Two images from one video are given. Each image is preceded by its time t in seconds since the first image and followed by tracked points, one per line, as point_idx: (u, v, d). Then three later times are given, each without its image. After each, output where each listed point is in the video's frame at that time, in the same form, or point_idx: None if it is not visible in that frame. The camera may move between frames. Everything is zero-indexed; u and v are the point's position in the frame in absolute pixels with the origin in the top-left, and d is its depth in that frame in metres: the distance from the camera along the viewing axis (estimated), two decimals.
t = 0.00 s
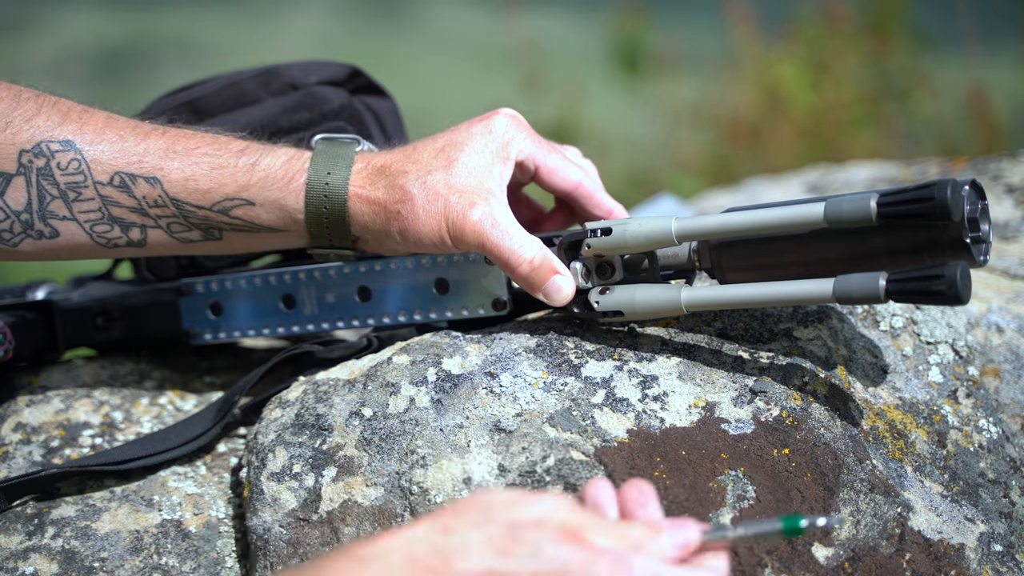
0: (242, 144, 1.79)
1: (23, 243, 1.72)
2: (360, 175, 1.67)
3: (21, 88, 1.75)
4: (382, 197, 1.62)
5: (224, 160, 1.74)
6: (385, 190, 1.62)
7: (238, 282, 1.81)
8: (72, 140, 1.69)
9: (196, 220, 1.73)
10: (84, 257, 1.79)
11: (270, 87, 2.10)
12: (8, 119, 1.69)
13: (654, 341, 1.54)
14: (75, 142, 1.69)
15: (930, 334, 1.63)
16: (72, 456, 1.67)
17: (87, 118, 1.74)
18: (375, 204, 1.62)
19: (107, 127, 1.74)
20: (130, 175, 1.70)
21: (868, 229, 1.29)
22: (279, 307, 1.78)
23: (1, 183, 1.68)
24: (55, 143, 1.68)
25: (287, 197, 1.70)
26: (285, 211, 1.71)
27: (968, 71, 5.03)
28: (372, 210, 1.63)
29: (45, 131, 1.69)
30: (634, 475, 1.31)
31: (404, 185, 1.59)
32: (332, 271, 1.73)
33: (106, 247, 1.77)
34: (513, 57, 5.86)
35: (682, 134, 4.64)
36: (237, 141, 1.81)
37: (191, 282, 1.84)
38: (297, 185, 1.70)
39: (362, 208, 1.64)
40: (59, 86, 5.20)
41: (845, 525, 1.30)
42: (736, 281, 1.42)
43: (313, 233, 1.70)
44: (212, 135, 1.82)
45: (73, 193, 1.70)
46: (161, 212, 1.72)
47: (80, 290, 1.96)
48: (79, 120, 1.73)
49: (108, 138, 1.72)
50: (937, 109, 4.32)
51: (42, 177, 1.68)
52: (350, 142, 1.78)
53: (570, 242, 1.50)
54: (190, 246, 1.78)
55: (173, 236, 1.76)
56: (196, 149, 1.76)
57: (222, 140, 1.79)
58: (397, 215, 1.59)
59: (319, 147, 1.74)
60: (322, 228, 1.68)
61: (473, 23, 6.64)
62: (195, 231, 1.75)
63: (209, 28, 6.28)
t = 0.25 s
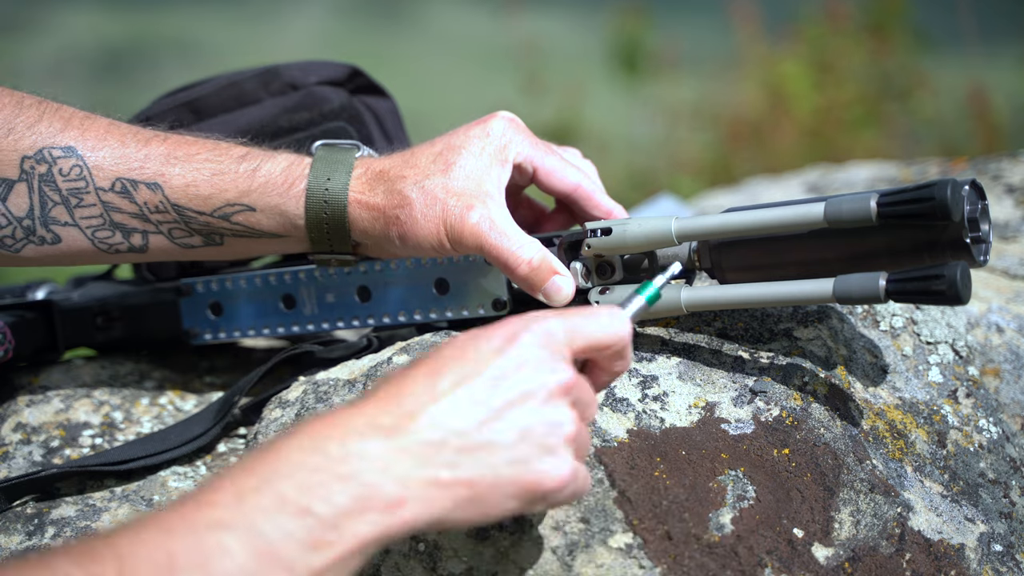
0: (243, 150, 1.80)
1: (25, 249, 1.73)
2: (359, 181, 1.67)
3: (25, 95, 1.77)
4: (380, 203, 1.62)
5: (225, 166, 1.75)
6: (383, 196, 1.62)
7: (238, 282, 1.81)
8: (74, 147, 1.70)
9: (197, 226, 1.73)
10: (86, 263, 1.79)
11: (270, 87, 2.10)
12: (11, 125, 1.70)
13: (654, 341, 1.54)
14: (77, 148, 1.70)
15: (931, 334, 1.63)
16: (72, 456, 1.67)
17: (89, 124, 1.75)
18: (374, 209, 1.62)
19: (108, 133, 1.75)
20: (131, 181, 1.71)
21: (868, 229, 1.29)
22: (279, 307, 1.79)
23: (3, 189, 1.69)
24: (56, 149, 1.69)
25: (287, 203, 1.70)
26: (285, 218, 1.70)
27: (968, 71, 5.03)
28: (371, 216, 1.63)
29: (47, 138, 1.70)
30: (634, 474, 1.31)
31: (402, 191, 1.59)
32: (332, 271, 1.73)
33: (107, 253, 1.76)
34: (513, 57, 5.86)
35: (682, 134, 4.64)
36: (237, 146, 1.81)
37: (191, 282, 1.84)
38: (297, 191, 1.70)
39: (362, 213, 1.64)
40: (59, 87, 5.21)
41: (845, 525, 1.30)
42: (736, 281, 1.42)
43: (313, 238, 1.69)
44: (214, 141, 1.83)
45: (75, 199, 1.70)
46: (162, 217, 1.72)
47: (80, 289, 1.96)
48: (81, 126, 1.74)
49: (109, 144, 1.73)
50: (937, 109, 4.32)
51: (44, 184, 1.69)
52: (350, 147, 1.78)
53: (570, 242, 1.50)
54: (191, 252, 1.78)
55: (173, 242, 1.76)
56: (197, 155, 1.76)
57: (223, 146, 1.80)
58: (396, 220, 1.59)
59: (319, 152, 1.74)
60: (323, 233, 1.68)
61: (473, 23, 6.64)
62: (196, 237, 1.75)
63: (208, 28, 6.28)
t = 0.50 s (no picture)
0: (243, 152, 1.80)
1: (25, 253, 1.73)
2: (359, 183, 1.67)
3: (25, 99, 1.78)
4: (380, 205, 1.62)
5: (224, 169, 1.75)
6: (382, 198, 1.62)
7: (238, 282, 1.81)
8: (74, 150, 1.71)
9: (197, 229, 1.73)
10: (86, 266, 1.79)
11: (270, 87, 2.10)
12: (11, 129, 1.71)
13: (654, 341, 1.54)
14: (77, 151, 1.71)
15: (930, 334, 1.63)
16: (72, 456, 1.67)
17: (89, 128, 1.76)
18: (373, 212, 1.62)
19: (109, 136, 1.75)
20: (131, 184, 1.71)
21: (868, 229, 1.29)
22: (279, 307, 1.79)
23: (3, 193, 1.69)
24: (56, 152, 1.70)
25: (287, 206, 1.70)
26: (285, 220, 1.70)
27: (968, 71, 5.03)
28: (371, 218, 1.63)
29: (47, 141, 1.71)
30: (634, 474, 1.31)
31: (401, 193, 1.59)
32: (332, 271, 1.73)
33: (107, 256, 1.76)
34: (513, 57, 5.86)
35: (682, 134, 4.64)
36: (237, 149, 1.81)
37: (191, 282, 1.83)
38: (297, 194, 1.70)
39: (361, 216, 1.64)
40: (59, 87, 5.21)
41: (845, 525, 1.30)
42: (736, 281, 1.42)
43: (313, 241, 1.70)
44: (214, 144, 1.83)
45: (75, 202, 1.70)
46: (163, 220, 1.73)
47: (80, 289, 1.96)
48: (81, 130, 1.75)
49: (109, 147, 1.73)
50: (937, 110, 4.32)
51: (44, 187, 1.69)
52: (350, 150, 1.78)
53: (570, 242, 1.50)
54: (192, 255, 1.78)
55: (174, 245, 1.76)
56: (197, 157, 1.76)
57: (223, 149, 1.80)
58: (395, 222, 1.59)
59: (319, 155, 1.74)
60: (323, 236, 1.68)
61: (473, 22, 6.64)
62: (196, 240, 1.75)
63: (208, 28, 6.28)
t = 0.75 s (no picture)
0: (242, 154, 1.80)
1: (25, 255, 1.73)
2: (359, 184, 1.67)
3: (25, 102, 1.78)
4: (380, 205, 1.62)
5: (224, 170, 1.75)
6: (382, 199, 1.62)
7: (238, 282, 1.81)
8: (74, 152, 1.71)
9: (197, 230, 1.73)
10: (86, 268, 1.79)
11: (270, 87, 2.10)
12: (11, 131, 1.71)
13: (654, 341, 1.54)
14: (77, 154, 1.71)
15: (930, 334, 1.63)
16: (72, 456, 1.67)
17: (89, 130, 1.76)
18: (373, 212, 1.63)
19: (109, 138, 1.75)
20: (131, 185, 1.71)
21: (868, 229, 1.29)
22: (279, 307, 1.79)
23: (4, 195, 1.70)
24: (57, 154, 1.70)
25: (287, 207, 1.70)
26: (285, 221, 1.70)
27: (968, 71, 5.03)
28: (371, 219, 1.63)
29: (46, 144, 1.71)
30: (634, 475, 1.31)
31: (401, 193, 1.59)
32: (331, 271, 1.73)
33: (107, 258, 1.76)
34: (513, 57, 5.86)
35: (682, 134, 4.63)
36: (237, 151, 1.81)
37: (191, 282, 1.83)
38: (297, 195, 1.70)
39: (361, 216, 1.64)
40: (59, 88, 5.21)
41: (845, 525, 1.30)
42: (736, 281, 1.42)
43: (313, 244, 1.69)
44: (214, 146, 1.83)
45: (75, 204, 1.71)
46: (162, 222, 1.72)
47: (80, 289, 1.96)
48: (81, 132, 1.75)
49: (109, 149, 1.73)
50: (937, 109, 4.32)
51: (44, 188, 1.69)
52: (347, 151, 1.77)
53: (570, 242, 1.49)
54: (192, 256, 1.77)
55: (174, 247, 1.76)
56: (196, 159, 1.76)
57: (222, 150, 1.80)
58: (395, 223, 1.59)
59: (318, 157, 1.74)
60: (323, 237, 1.68)
61: (473, 22, 6.64)
62: (196, 241, 1.75)
63: (208, 28, 6.28)
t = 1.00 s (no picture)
0: (242, 154, 1.80)
1: (25, 255, 1.73)
2: (358, 184, 1.67)
3: (25, 103, 1.78)
4: (379, 206, 1.62)
5: (224, 170, 1.75)
6: (382, 199, 1.62)
7: (238, 282, 1.81)
8: (74, 152, 1.71)
9: (196, 231, 1.73)
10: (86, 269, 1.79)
11: (270, 87, 2.10)
12: (11, 132, 1.71)
13: (654, 341, 1.54)
14: (77, 154, 1.71)
15: (930, 334, 1.63)
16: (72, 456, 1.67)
17: (89, 131, 1.76)
18: (373, 212, 1.63)
19: (109, 138, 1.75)
20: (131, 186, 1.71)
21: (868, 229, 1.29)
22: (279, 307, 1.79)
23: (4, 195, 1.70)
24: (56, 154, 1.70)
25: (286, 207, 1.70)
26: (284, 222, 1.70)
27: (968, 71, 5.03)
28: (371, 219, 1.63)
29: (46, 144, 1.71)
30: (634, 475, 1.31)
31: (400, 194, 1.59)
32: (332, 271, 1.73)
33: (107, 258, 1.76)
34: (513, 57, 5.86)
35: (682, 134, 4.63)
36: (237, 151, 1.81)
37: (191, 282, 1.83)
38: (297, 196, 1.70)
39: (361, 217, 1.64)
40: (60, 88, 5.22)
41: (845, 525, 1.30)
42: (735, 281, 1.42)
43: (313, 244, 1.69)
44: (213, 146, 1.83)
45: (75, 205, 1.71)
46: (162, 222, 1.72)
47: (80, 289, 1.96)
48: (81, 133, 1.75)
49: (109, 149, 1.73)
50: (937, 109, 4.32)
51: (44, 189, 1.69)
52: (347, 152, 1.77)
53: (570, 242, 1.49)
54: (192, 257, 1.78)
55: (174, 247, 1.76)
56: (196, 160, 1.76)
57: (222, 151, 1.80)
58: (395, 223, 1.59)
59: (317, 157, 1.73)
60: (323, 237, 1.68)
61: (473, 22, 6.64)
62: (196, 242, 1.75)
63: (209, 28, 6.29)
